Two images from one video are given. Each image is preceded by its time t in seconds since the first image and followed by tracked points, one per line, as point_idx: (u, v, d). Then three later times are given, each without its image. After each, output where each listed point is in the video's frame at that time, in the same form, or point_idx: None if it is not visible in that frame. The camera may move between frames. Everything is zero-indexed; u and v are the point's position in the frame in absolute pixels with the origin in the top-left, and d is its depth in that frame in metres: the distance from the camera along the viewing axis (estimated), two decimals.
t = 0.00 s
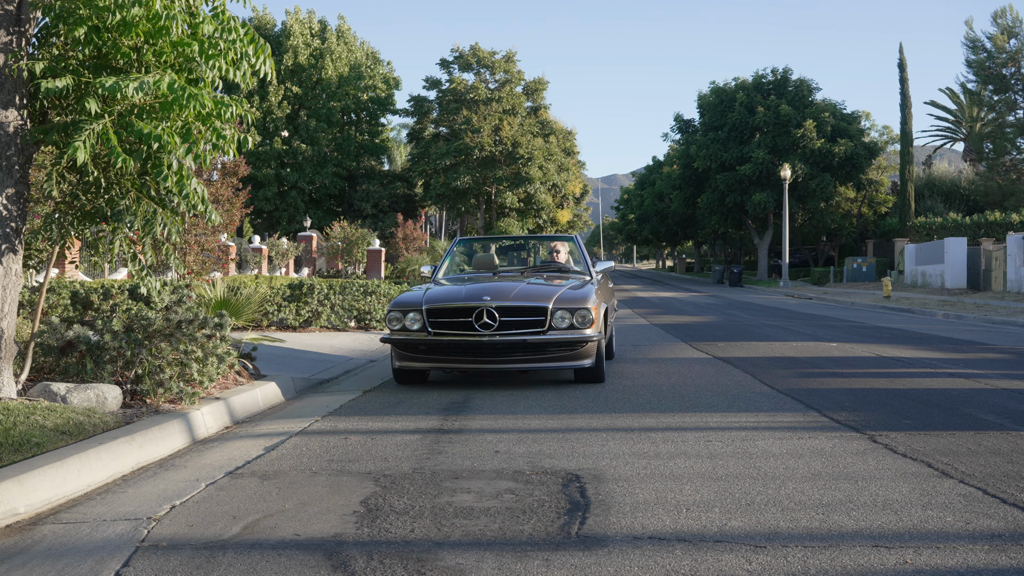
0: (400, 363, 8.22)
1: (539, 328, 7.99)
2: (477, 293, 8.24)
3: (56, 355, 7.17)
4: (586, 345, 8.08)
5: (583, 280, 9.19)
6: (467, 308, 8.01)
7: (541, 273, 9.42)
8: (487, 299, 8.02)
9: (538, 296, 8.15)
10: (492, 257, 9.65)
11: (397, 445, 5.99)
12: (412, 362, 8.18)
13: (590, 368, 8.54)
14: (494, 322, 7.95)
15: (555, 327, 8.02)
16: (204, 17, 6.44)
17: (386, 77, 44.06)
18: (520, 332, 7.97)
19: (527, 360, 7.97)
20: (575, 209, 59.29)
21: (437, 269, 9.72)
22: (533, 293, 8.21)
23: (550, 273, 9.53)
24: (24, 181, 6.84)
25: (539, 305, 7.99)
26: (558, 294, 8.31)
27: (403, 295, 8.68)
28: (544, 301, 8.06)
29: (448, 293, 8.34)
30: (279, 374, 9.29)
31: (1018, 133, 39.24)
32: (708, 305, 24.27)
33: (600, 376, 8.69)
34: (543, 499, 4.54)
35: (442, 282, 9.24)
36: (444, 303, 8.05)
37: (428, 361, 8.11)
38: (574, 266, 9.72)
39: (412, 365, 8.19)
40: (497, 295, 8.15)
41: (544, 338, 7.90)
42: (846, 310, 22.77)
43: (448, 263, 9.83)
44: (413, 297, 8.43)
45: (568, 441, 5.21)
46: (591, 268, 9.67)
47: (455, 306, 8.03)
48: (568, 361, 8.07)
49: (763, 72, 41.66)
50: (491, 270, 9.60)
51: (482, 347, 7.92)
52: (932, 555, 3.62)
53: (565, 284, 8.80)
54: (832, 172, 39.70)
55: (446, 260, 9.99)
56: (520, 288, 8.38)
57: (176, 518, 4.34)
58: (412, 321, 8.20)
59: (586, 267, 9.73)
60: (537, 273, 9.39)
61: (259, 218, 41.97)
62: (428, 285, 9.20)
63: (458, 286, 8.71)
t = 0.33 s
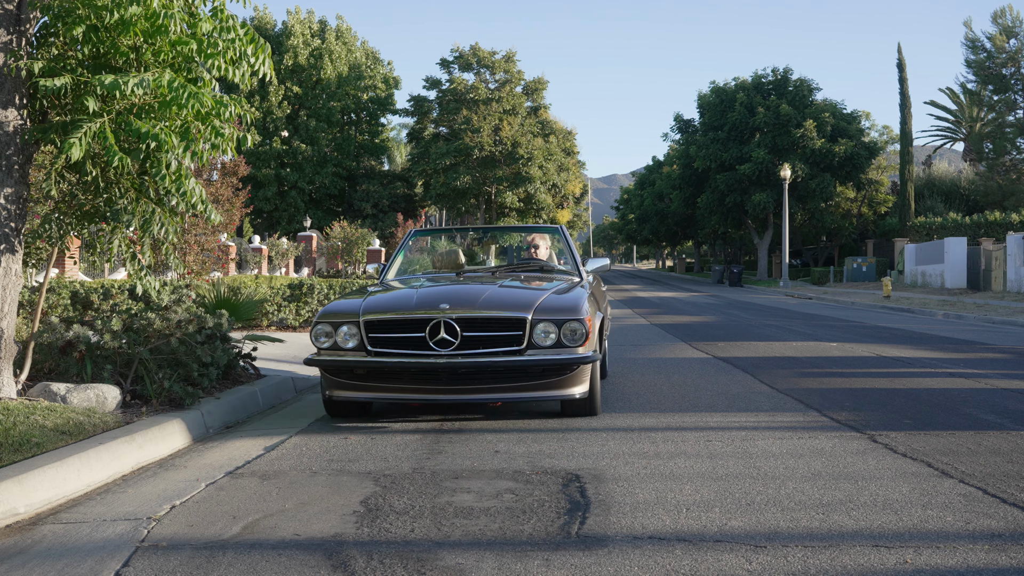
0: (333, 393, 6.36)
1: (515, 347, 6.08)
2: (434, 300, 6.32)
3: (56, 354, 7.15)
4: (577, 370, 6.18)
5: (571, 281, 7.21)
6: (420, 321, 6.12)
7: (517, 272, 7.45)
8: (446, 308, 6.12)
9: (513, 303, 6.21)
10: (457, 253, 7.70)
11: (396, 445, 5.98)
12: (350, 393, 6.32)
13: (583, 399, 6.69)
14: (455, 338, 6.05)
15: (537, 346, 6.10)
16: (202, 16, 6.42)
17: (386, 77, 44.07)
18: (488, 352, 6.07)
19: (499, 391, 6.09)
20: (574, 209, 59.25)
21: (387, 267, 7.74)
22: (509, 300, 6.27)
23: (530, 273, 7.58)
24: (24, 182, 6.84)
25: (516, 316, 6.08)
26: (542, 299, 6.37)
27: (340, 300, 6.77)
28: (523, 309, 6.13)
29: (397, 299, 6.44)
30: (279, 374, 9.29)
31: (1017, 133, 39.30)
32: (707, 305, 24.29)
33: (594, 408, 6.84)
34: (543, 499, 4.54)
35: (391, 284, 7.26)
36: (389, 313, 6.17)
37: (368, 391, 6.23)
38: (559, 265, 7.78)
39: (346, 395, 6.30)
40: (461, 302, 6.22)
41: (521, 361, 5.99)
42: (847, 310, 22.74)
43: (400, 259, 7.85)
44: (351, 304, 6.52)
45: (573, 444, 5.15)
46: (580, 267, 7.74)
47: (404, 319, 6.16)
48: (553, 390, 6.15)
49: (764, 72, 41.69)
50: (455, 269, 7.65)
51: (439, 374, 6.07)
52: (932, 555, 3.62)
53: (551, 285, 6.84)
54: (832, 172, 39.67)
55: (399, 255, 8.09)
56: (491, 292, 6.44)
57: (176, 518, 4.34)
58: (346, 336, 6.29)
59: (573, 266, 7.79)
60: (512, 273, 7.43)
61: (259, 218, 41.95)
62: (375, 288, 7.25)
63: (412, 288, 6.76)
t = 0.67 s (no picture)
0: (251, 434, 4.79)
1: (493, 373, 4.57)
2: (386, 309, 4.79)
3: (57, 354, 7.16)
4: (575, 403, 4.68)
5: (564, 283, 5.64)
6: (366, 337, 4.58)
7: (495, 272, 5.86)
8: (402, 320, 4.60)
9: (490, 314, 4.68)
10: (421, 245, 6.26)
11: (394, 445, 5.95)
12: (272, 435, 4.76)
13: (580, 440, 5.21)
14: (412, 362, 4.52)
15: (521, 371, 4.59)
16: (201, 16, 6.43)
17: (386, 77, 44.12)
18: (458, 380, 4.55)
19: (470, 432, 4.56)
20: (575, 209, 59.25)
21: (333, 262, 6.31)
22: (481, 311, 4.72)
23: (511, 271, 5.96)
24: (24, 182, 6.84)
25: (496, 330, 4.56)
26: (528, 307, 4.85)
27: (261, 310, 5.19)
28: (504, 321, 4.61)
29: (334, 308, 4.90)
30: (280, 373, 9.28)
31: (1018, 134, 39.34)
32: (707, 305, 24.32)
33: (594, 449, 5.36)
34: (542, 499, 4.54)
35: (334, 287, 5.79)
36: (325, 328, 4.63)
37: (298, 430, 4.68)
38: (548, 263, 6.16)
39: (269, 436, 4.75)
40: (421, 312, 4.69)
41: (502, 392, 4.46)
42: (847, 311, 22.74)
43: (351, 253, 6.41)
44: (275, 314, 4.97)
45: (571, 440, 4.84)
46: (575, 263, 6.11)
47: (343, 336, 4.60)
48: (544, 430, 4.63)
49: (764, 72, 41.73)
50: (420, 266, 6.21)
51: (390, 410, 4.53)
52: (931, 555, 3.62)
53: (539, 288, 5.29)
54: (833, 172, 39.59)
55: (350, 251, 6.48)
56: (459, 300, 4.89)
57: (175, 518, 4.33)
58: (267, 358, 4.75)
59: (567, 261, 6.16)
60: (488, 271, 5.85)
61: (259, 218, 41.92)
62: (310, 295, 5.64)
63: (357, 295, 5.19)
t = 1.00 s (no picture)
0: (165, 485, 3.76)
1: (477, 408, 3.52)
2: (339, 324, 3.74)
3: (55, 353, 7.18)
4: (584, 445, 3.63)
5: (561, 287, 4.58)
6: (309, 360, 3.53)
7: (477, 274, 4.81)
8: (358, 338, 3.55)
9: (473, 329, 3.64)
10: (388, 242, 5.25)
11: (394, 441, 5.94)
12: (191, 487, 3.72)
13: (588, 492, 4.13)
14: (371, 394, 3.49)
15: (513, 405, 3.53)
16: (201, 17, 6.39)
17: (386, 77, 44.15)
18: (431, 417, 3.51)
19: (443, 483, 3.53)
20: (574, 210, 59.14)
21: (284, 261, 5.31)
22: (462, 326, 3.66)
23: (497, 272, 4.91)
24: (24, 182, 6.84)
25: (481, 351, 3.51)
26: (522, 319, 3.79)
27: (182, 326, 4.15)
28: (491, 339, 3.56)
29: (270, 324, 3.86)
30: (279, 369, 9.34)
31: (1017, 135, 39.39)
32: (706, 305, 24.36)
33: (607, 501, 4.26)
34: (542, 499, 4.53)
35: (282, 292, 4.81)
36: (257, 350, 3.60)
37: (223, 482, 3.66)
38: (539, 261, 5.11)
39: (188, 488, 3.71)
40: (383, 328, 3.64)
41: (488, 434, 3.42)
42: (847, 311, 22.76)
43: (306, 248, 5.39)
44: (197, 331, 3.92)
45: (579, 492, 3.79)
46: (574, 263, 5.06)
47: (280, 360, 3.56)
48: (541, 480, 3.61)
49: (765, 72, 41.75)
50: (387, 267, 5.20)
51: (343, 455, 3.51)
52: (930, 555, 3.63)
53: (537, 294, 4.23)
54: (833, 173, 39.55)
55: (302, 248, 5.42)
56: (434, 312, 3.84)
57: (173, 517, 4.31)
58: (180, 388, 3.68)
59: (565, 260, 5.10)
60: (468, 272, 4.82)
61: (259, 218, 41.78)
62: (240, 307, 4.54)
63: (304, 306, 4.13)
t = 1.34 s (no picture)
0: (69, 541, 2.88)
1: (468, 445, 2.67)
2: (289, 336, 2.89)
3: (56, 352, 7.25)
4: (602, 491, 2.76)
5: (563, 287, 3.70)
6: (253, 382, 2.68)
7: (465, 273, 3.95)
8: (313, 353, 2.70)
9: (465, 340, 2.81)
10: (361, 234, 4.21)
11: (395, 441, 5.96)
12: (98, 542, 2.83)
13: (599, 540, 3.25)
14: (327, 427, 2.63)
15: (514, 441, 2.67)
16: (200, 16, 6.39)
17: (386, 77, 44.14)
18: (407, 454, 2.66)
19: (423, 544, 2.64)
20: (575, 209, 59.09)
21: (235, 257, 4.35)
22: (449, 339, 2.82)
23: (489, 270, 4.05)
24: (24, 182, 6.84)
25: (475, 371, 2.66)
26: (523, 329, 2.95)
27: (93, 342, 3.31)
28: (488, 357, 2.71)
29: (203, 335, 3.00)
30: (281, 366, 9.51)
31: (1018, 134, 39.42)
32: (706, 305, 24.36)
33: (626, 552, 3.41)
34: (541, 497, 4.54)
35: (230, 295, 3.91)
36: (182, 369, 2.74)
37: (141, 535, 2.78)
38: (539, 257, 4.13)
39: (94, 543, 2.84)
40: (347, 341, 2.79)
41: (482, 477, 2.57)
42: (848, 310, 22.71)
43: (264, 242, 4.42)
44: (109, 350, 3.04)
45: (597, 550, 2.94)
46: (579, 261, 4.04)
47: (211, 381, 2.71)
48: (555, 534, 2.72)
49: (765, 72, 41.75)
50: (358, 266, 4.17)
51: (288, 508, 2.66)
52: (930, 555, 3.62)
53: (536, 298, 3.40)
54: (833, 172, 39.53)
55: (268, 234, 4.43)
56: (415, 322, 3.00)
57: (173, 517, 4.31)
58: (87, 417, 2.81)
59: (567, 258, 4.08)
60: (453, 272, 3.93)
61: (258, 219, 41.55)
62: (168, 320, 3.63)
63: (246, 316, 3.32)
